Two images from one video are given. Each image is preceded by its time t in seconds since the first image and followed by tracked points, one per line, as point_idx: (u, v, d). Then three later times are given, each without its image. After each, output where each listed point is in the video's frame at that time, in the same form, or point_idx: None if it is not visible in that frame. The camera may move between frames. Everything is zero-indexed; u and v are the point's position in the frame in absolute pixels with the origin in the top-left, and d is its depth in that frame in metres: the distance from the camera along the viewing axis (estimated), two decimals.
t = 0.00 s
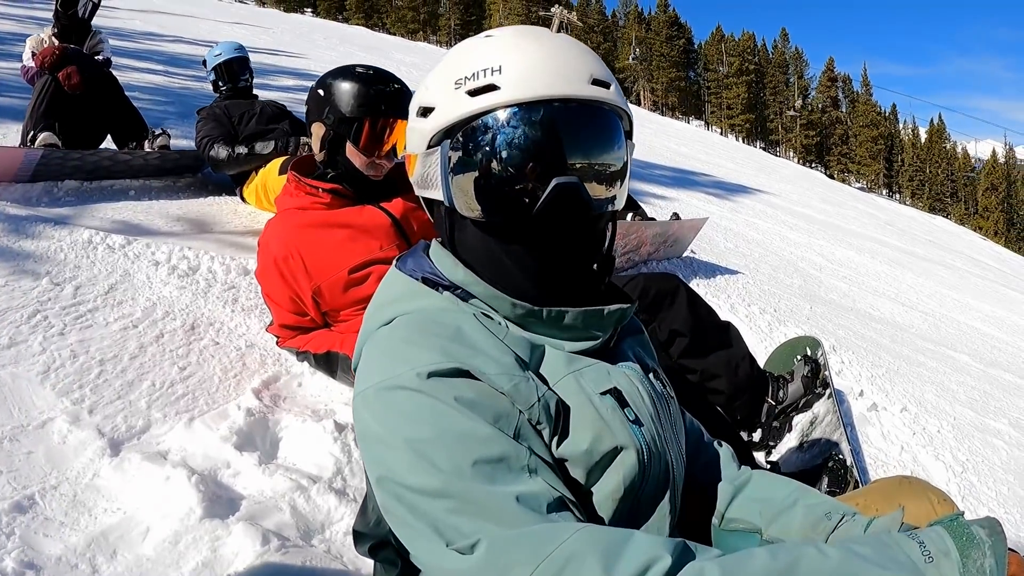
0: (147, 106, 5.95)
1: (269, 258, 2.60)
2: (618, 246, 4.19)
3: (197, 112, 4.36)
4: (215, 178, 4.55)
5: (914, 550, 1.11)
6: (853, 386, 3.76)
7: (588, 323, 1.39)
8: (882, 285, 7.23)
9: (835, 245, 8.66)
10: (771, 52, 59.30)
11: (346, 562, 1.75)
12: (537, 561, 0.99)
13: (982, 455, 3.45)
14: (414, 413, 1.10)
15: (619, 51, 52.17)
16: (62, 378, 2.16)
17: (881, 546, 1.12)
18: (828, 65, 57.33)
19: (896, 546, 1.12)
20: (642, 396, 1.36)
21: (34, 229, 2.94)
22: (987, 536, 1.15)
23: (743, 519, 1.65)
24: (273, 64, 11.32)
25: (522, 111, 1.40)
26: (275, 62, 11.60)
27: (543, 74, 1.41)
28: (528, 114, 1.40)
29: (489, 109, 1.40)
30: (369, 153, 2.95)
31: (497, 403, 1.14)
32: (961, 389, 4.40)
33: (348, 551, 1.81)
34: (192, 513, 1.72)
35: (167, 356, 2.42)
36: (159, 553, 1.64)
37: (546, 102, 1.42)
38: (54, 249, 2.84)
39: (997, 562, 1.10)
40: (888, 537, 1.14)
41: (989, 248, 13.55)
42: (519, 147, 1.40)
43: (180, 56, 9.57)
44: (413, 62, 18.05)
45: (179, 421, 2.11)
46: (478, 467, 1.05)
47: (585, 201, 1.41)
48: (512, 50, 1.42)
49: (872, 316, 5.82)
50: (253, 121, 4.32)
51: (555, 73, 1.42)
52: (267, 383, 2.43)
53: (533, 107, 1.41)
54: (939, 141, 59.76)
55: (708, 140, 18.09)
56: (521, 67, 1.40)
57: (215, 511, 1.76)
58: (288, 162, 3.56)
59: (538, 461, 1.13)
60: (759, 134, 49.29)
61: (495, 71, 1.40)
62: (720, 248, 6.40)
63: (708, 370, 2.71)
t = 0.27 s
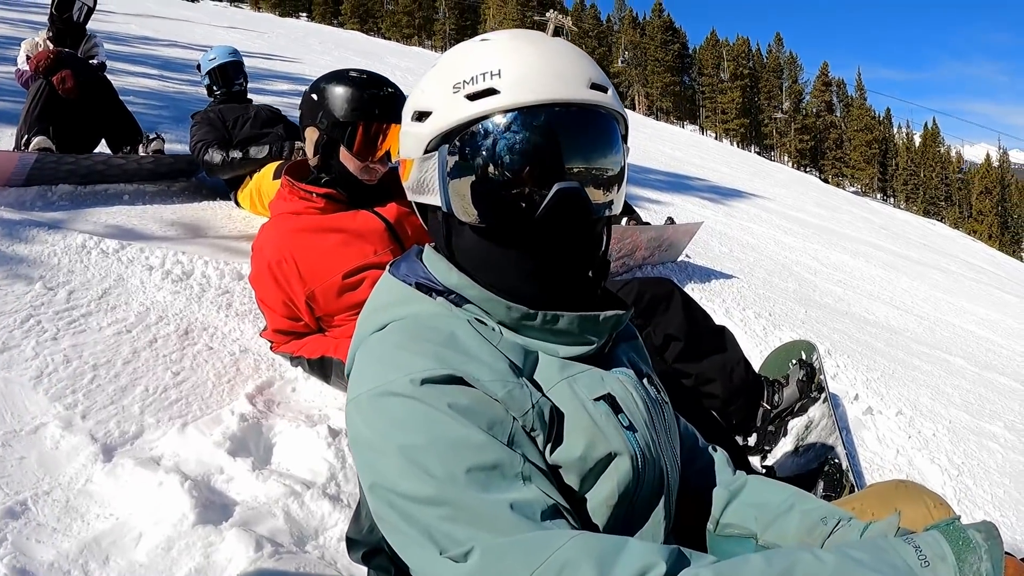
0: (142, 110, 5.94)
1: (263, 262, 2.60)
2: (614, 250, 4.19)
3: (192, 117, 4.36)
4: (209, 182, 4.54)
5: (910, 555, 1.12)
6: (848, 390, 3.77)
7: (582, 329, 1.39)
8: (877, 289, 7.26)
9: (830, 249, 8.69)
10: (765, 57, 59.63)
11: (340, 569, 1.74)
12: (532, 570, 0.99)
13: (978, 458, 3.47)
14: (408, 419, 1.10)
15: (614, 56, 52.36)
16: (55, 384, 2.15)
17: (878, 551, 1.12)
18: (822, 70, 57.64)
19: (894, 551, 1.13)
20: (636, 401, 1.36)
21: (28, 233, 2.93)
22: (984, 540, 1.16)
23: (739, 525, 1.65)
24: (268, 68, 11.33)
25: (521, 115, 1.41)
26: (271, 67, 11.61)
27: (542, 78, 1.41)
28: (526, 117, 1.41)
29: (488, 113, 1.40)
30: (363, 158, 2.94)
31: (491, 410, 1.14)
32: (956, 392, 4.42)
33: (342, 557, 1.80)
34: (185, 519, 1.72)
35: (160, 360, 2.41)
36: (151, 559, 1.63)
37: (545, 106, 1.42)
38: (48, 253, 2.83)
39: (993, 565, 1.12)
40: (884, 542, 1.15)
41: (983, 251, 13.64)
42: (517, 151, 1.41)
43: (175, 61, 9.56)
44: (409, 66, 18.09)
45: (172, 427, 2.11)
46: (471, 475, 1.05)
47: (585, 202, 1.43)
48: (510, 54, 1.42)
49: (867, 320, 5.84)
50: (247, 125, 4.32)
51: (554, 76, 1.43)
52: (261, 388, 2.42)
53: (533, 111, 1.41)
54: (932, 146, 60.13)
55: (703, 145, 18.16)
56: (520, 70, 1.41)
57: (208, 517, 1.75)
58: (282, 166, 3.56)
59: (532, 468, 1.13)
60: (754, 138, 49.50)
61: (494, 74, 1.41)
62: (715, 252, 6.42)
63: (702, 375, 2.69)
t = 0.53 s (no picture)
0: (137, 114, 5.93)
1: (257, 266, 2.60)
2: (609, 254, 4.20)
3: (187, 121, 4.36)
4: (204, 187, 4.54)
5: (906, 558, 1.13)
6: (843, 394, 3.79)
7: (578, 332, 1.39)
8: (872, 292, 7.30)
9: (825, 253, 8.73)
10: (760, 62, 59.93)
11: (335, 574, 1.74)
12: (528, 573, 0.99)
13: (972, 461, 3.48)
14: (402, 422, 1.10)
15: (610, 60, 52.53)
16: (49, 388, 2.14)
17: (874, 554, 1.13)
18: (816, 75, 57.95)
19: (889, 553, 1.13)
20: (630, 404, 1.37)
21: (22, 236, 2.92)
22: (979, 542, 1.19)
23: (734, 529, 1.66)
24: (264, 73, 11.33)
25: (519, 119, 1.42)
26: (266, 71, 11.60)
27: (539, 81, 1.42)
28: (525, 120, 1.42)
29: (486, 116, 1.41)
30: (356, 160, 2.96)
31: (486, 413, 1.14)
32: (952, 395, 4.45)
33: (337, 562, 1.79)
34: (179, 524, 1.71)
35: (155, 365, 2.40)
36: (145, 564, 1.62)
37: (542, 109, 1.43)
38: (42, 257, 2.82)
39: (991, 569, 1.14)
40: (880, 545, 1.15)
41: (978, 254, 13.72)
42: (514, 155, 1.42)
43: (170, 65, 9.54)
44: (404, 71, 18.09)
45: (167, 431, 2.10)
46: (466, 478, 1.05)
47: (584, 209, 1.42)
48: (507, 57, 1.43)
49: (862, 323, 5.87)
50: (242, 129, 4.32)
51: (551, 79, 1.43)
52: (255, 393, 2.42)
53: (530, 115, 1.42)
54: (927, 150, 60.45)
55: (698, 149, 18.23)
56: (518, 74, 1.41)
57: (202, 521, 1.74)
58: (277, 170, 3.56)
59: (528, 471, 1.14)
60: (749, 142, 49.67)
61: (491, 78, 1.41)
62: (710, 256, 6.44)
63: (697, 379, 2.70)
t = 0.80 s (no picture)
0: (132, 118, 5.91)
1: (251, 272, 2.58)
2: (605, 259, 4.20)
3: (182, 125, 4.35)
4: (199, 192, 4.53)
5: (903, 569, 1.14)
6: (840, 399, 3.80)
7: (575, 343, 1.39)
8: (867, 296, 7.32)
9: (820, 257, 8.76)
10: (754, 66, 60.22)
11: None
12: None
13: (968, 465, 3.50)
14: (398, 435, 1.10)
15: (605, 65, 52.66)
16: (42, 396, 2.13)
17: (871, 563, 1.14)
18: (810, 79, 58.21)
19: (886, 563, 1.15)
20: (626, 416, 1.37)
21: (16, 242, 2.90)
22: (978, 552, 1.18)
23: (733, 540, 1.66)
24: (259, 77, 11.32)
25: (520, 126, 1.42)
26: (261, 75, 11.59)
27: (540, 88, 1.43)
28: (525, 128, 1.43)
29: (486, 123, 1.41)
30: (345, 164, 2.96)
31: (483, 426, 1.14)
32: (948, 399, 4.46)
33: (332, 571, 1.79)
34: (173, 533, 1.70)
35: (149, 372, 2.39)
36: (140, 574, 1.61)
37: (543, 117, 1.44)
38: (36, 263, 2.80)
39: None
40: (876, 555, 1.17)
41: (973, 258, 13.78)
42: (514, 163, 1.42)
43: (165, 69, 9.53)
44: (400, 76, 18.09)
45: (161, 439, 2.09)
46: (462, 492, 1.05)
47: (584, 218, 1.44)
48: (508, 64, 1.44)
49: (858, 328, 5.89)
50: (237, 134, 4.31)
51: (552, 87, 1.44)
52: (250, 400, 2.41)
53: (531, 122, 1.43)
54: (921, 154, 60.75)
55: (694, 153, 18.28)
56: (519, 81, 1.42)
57: (196, 531, 1.74)
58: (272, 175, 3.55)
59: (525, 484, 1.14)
60: (744, 147, 49.82)
61: (492, 85, 1.42)
62: (705, 261, 6.46)
63: (693, 385, 2.70)
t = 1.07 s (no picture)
0: (127, 123, 5.90)
1: (247, 280, 2.58)
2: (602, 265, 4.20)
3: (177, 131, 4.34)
4: (195, 197, 4.52)
5: None
6: (837, 404, 3.80)
7: (573, 356, 1.39)
8: (863, 301, 7.35)
9: (816, 261, 8.79)
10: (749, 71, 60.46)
11: None
12: None
13: (966, 470, 3.51)
14: (391, 448, 1.10)
15: (600, 70, 52.81)
16: (37, 404, 2.11)
17: (867, 575, 1.14)
18: (805, 85, 58.49)
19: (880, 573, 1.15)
20: (621, 427, 1.37)
21: (11, 248, 2.89)
22: (977, 559, 1.18)
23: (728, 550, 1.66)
24: (255, 81, 11.31)
25: (531, 139, 1.43)
26: (257, 80, 11.58)
27: (553, 101, 1.43)
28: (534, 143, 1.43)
29: (497, 135, 1.41)
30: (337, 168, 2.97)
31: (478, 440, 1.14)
32: (945, 404, 4.48)
33: None
34: (168, 543, 1.69)
35: (144, 379, 2.38)
36: None
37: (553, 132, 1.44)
38: (31, 269, 2.79)
39: None
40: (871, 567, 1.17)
41: (969, 261, 13.84)
42: (520, 175, 1.42)
43: (161, 74, 9.52)
44: (395, 80, 18.11)
45: (156, 447, 2.08)
46: (456, 508, 1.04)
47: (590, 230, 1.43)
48: (520, 76, 1.44)
49: (854, 332, 5.91)
50: (233, 140, 4.30)
51: (563, 101, 1.45)
52: (245, 408, 2.40)
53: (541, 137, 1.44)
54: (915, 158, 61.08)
55: (690, 158, 18.33)
56: (531, 94, 1.43)
57: (192, 541, 1.73)
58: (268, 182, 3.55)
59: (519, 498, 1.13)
60: (739, 151, 49.97)
61: (504, 96, 1.42)
62: (701, 266, 6.47)
63: (690, 392, 2.72)
